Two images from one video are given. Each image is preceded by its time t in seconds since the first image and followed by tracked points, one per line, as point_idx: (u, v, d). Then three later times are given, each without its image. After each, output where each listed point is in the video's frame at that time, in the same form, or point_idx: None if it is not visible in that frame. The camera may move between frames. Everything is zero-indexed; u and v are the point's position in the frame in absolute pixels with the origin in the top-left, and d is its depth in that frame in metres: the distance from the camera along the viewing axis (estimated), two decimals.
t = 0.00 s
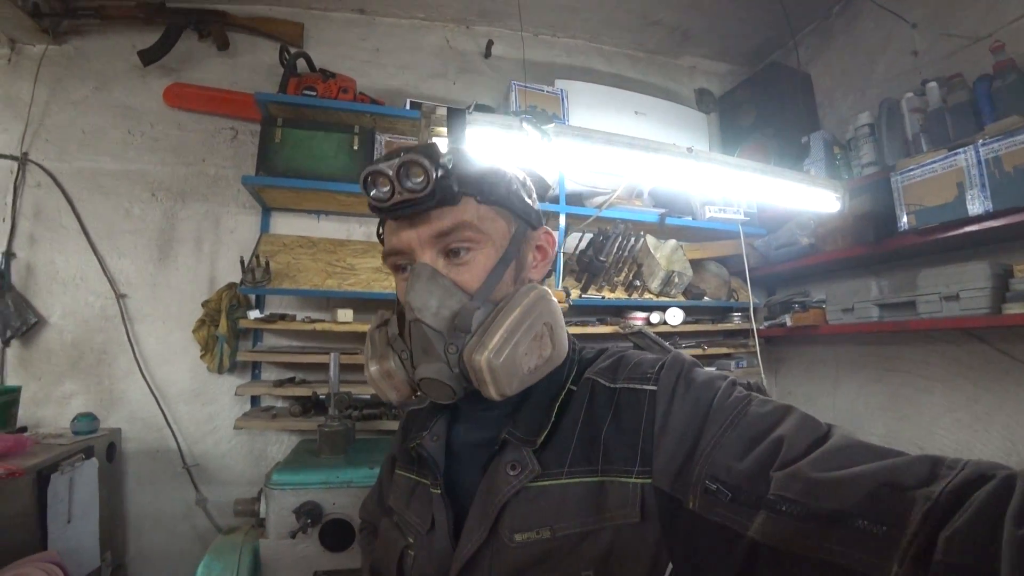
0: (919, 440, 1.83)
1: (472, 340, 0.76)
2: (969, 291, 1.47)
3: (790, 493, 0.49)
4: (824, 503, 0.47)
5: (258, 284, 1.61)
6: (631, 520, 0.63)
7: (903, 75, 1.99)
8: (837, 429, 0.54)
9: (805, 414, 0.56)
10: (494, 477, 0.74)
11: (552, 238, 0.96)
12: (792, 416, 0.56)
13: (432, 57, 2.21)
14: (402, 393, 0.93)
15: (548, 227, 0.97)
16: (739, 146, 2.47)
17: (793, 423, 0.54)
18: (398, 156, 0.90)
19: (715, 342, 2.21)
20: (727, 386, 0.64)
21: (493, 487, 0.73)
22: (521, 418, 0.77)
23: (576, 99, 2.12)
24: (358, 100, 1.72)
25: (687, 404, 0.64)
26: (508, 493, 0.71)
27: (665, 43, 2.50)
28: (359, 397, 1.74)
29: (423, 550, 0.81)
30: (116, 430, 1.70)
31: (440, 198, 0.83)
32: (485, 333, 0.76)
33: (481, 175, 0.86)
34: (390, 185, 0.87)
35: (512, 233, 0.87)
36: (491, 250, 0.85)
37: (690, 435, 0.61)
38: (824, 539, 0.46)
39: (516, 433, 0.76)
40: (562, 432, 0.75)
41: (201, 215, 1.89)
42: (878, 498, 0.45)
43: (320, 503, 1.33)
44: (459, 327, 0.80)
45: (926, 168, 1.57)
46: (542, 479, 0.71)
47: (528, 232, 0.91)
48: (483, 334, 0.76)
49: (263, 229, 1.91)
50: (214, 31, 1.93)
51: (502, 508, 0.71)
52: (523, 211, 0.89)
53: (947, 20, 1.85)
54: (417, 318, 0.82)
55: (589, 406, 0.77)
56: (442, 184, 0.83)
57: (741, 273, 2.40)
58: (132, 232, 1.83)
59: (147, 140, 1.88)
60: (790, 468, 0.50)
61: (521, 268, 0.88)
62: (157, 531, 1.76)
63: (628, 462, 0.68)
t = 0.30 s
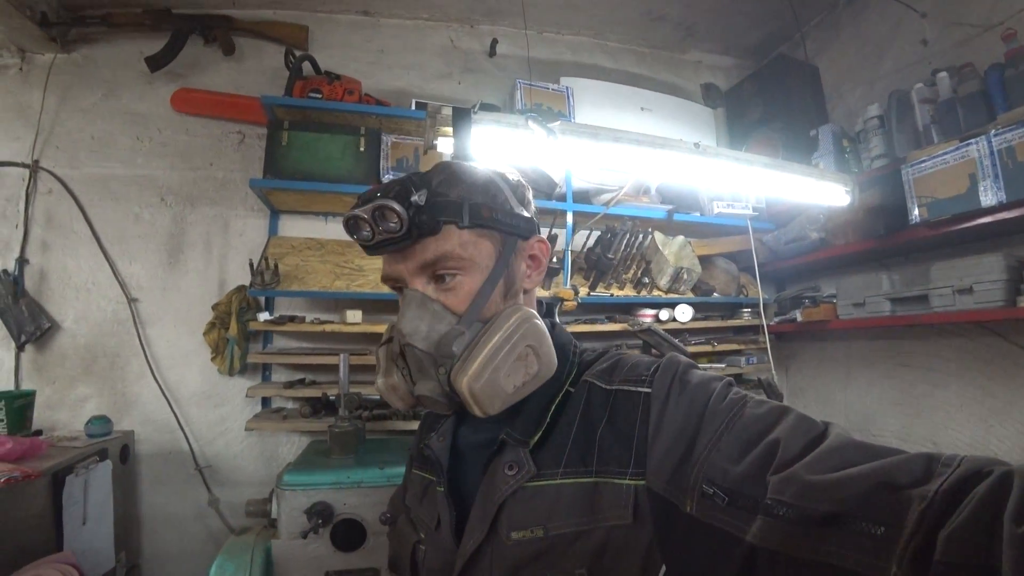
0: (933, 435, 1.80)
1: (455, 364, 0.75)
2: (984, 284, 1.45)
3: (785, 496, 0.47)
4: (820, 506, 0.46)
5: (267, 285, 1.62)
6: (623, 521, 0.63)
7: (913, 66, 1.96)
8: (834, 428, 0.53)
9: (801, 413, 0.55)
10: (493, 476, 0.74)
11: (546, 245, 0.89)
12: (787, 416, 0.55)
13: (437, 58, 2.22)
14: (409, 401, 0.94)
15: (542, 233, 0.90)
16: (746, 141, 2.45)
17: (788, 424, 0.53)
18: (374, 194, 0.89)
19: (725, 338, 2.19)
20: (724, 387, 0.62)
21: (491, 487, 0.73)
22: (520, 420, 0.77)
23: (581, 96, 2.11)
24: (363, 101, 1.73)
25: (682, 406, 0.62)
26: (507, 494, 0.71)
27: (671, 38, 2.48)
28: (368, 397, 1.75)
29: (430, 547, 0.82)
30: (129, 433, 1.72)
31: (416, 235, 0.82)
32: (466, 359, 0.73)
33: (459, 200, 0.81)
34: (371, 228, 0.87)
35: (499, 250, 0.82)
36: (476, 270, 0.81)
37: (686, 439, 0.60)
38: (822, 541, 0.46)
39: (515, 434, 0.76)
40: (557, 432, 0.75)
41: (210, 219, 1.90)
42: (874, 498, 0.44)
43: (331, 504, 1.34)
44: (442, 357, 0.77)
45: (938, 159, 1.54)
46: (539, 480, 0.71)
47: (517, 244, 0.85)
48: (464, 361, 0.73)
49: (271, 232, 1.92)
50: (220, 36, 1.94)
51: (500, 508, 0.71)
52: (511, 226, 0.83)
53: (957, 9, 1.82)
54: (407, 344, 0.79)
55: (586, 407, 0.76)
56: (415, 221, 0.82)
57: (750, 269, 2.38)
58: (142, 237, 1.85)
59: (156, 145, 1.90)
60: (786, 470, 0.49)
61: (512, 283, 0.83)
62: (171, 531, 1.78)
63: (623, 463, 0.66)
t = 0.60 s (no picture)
0: (940, 434, 1.79)
1: (445, 370, 0.75)
2: (991, 280, 1.44)
3: (796, 508, 0.48)
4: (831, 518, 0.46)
5: (273, 285, 1.62)
6: (623, 527, 0.63)
7: (920, 61, 1.94)
8: (839, 434, 0.53)
9: (807, 420, 0.55)
10: (493, 478, 0.74)
11: (547, 245, 0.87)
12: (794, 423, 0.55)
13: (441, 56, 2.21)
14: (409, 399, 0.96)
15: (544, 232, 0.88)
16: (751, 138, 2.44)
17: (795, 432, 0.53)
18: (359, 206, 0.89)
19: (730, 336, 2.18)
20: (727, 391, 0.62)
21: (492, 489, 0.72)
22: (520, 422, 0.76)
23: (585, 93, 2.11)
24: (368, 100, 1.73)
25: (684, 412, 0.62)
26: (508, 496, 0.70)
27: (674, 35, 2.47)
28: (374, 395, 1.75)
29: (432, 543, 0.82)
30: (137, 431, 1.74)
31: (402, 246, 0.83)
32: (453, 366, 0.74)
33: (450, 205, 0.81)
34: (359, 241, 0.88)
35: (493, 256, 0.81)
36: (467, 275, 0.80)
37: (689, 444, 0.59)
38: (833, 554, 0.47)
39: (516, 437, 0.75)
40: (559, 434, 0.74)
41: (216, 218, 1.91)
42: (886, 510, 0.45)
43: (337, 501, 1.35)
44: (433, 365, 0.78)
45: (945, 155, 1.53)
46: (541, 483, 0.70)
47: (514, 245, 0.83)
48: (451, 368, 0.74)
49: (277, 231, 1.93)
50: (224, 36, 1.95)
51: (500, 510, 0.71)
52: (506, 229, 0.82)
53: (964, 3, 1.81)
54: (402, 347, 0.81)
55: (588, 410, 0.76)
56: (400, 233, 0.83)
57: (756, 266, 2.37)
58: (149, 237, 1.86)
59: (161, 145, 1.91)
60: (795, 481, 0.49)
61: (508, 286, 0.82)
62: (179, 529, 1.80)
63: (624, 467, 0.66)
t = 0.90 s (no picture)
0: (946, 431, 1.79)
1: (441, 363, 0.75)
2: (997, 276, 1.43)
3: (800, 513, 0.48)
4: (836, 521, 0.46)
5: (277, 284, 1.63)
6: (630, 530, 0.63)
7: (925, 55, 1.93)
8: (847, 437, 0.53)
9: (814, 424, 0.55)
10: (499, 479, 0.74)
11: (552, 242, 0.87)
12: (801, 427, 0.55)
13: (443, 54, 2.21)
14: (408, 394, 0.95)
15: (550, 230, 0.88)
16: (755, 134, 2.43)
17: (801, 436, 0.53)
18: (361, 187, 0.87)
19: (734, 333, 2.18)
20: (734, 396, 0.62)
21: (499, 489, 0.73)
22: (526, 423, 0.76)
23: (588, 90, 2.10)
24: (370, 99, 1.73)
25: (691, 415, 0.62)
26: (515, 497, 0.70)
27: (677, 31, 2.46)
28: (377, 393, 1.76)
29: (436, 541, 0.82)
30: (143, 430, 1.75)
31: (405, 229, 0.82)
32: (451, 358, 0.73)
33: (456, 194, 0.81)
34: (360, 223, 0.86)
35: (495, 250, 0.81)
36: (468, 267, 0.80)
37: (695, 448, 0.60)
38: (839, 560, 0.46)
39: (522, 438, 0.75)
40: (565, 436, 0.74)
41: (219, 218, 1.92)
42: (892, 516, 0.44)
43: (341, 499, 1.35)
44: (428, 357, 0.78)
45: (951, 150, 1.52)
46: (547, 484, 0.71)
47: (519, 240, 0.83)
48: (448, 360, 0.73)
49: (280, 230, 1.93)
50: (227, 35, 1.96)
51: (506, 510, 0.71)
52: (511, 222, 0.82)
53: None
54: (400, 338, 0.81)
55: (594, 412, 0.76)
56: (402, 217, 0.81)
57: (760, 263, 2.36)
58: (153, 236, 1.87)
59: (165, 145, 1.91)
60: (801, 485, 0.49)
61: (509, 281, 0.81)
62: (185, 527, 1.81)
63: (631, 470, 0.66)
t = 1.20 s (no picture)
0: (950, 427, 1.78)
1: (450, 359, 0.75)
2: (1001, 271, 1.42)
3: (802, 516, 0.48)
4: (837, 525, 0.46)
5: (279, 285, 1.63)
6: (631, 531, 0.62)
7: (927, 50, 1.92)
8: (849, 442, 0.53)
9: (817, 429, 0.55)
10: (501, 478, 0.74)
11: (562, 241, 0.87)
12: (804, 431, 0.55)
13: (443, 54, 2.21)
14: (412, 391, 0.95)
15: (560, 230, 0.88)
16: (757, 131, 2.42)
17: (804, 441, 0.53)
18: (376, 180, 0.89)
19: (737, 330, 2.17)
20: (737, 399, 0.62)
21: (500, 488, 0.73)
22: (529, 423, 0.76)
23: (589, 88, 2.10)
24: (371, 99, 1.73)
25: (694, 417, 0.62)
26: (516, 496, 0.71)
27: (677, 28, 2.46)
28: (381, 394, 1.76)
29: (436, 540, 0.82)
30: (148, 432, 1.76)
31: (417, 222, 0.83)
32: (460, 354, 0.73)
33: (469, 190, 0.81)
34: (374, 215, 0.89)
35: (506, 248, 0.81)
36: (479, 263, 0.80)
37: (697, 450, 0.59)
38: (839, 563, 0.46)
39: (524, 437, 0.75)
40: (567, 438, 0.74)
41: (222, 220, 1.92)
42: (893, 520, 0.44)
43: (346, 499, 1.35)
44: (435, 351, 0.78)
45: (953, 145, 1.51)
46: (548, 484, 0.71)
47: (529, 239, 0.83)
48: (457, 356, 0.73)
49: (282, 232, 1.93)
50: (228, 38, 1.96)
51: (507, 510, 0.71)
52: (522, 220, 0.82)
53: None
54: (409, 333, 0.81)
55: (597, 413, 0.76)
56: (415, 211, 0.83)
57: (762, 260, 2.36)
58: (156, 239, 1.87)
59: (167, 148, 1.92)
60: (802, 489, 0.49)
61: (519, 280, 0.81)
62: (190, 528, 1.81)
63: (633, 471, 0.66)
